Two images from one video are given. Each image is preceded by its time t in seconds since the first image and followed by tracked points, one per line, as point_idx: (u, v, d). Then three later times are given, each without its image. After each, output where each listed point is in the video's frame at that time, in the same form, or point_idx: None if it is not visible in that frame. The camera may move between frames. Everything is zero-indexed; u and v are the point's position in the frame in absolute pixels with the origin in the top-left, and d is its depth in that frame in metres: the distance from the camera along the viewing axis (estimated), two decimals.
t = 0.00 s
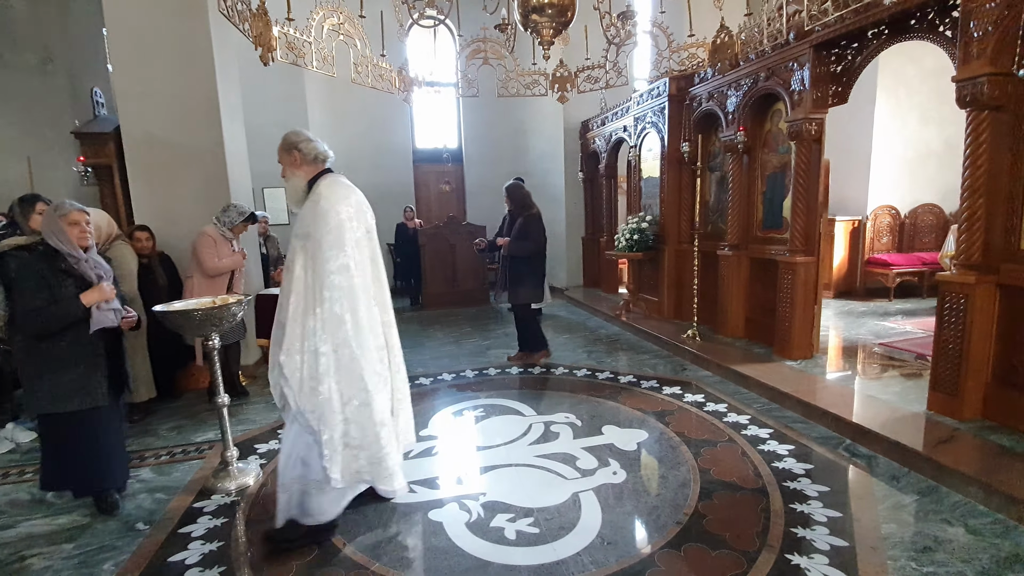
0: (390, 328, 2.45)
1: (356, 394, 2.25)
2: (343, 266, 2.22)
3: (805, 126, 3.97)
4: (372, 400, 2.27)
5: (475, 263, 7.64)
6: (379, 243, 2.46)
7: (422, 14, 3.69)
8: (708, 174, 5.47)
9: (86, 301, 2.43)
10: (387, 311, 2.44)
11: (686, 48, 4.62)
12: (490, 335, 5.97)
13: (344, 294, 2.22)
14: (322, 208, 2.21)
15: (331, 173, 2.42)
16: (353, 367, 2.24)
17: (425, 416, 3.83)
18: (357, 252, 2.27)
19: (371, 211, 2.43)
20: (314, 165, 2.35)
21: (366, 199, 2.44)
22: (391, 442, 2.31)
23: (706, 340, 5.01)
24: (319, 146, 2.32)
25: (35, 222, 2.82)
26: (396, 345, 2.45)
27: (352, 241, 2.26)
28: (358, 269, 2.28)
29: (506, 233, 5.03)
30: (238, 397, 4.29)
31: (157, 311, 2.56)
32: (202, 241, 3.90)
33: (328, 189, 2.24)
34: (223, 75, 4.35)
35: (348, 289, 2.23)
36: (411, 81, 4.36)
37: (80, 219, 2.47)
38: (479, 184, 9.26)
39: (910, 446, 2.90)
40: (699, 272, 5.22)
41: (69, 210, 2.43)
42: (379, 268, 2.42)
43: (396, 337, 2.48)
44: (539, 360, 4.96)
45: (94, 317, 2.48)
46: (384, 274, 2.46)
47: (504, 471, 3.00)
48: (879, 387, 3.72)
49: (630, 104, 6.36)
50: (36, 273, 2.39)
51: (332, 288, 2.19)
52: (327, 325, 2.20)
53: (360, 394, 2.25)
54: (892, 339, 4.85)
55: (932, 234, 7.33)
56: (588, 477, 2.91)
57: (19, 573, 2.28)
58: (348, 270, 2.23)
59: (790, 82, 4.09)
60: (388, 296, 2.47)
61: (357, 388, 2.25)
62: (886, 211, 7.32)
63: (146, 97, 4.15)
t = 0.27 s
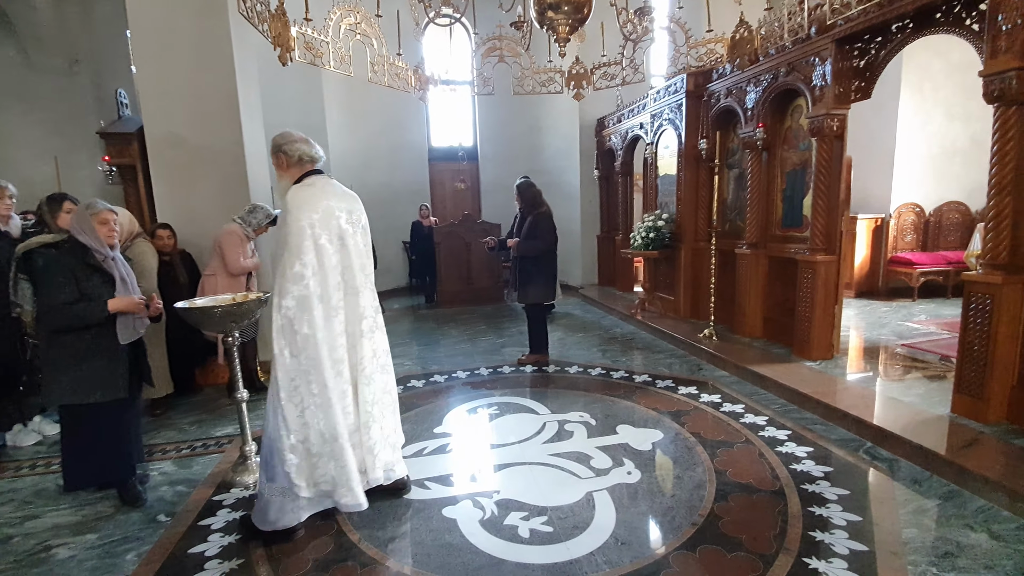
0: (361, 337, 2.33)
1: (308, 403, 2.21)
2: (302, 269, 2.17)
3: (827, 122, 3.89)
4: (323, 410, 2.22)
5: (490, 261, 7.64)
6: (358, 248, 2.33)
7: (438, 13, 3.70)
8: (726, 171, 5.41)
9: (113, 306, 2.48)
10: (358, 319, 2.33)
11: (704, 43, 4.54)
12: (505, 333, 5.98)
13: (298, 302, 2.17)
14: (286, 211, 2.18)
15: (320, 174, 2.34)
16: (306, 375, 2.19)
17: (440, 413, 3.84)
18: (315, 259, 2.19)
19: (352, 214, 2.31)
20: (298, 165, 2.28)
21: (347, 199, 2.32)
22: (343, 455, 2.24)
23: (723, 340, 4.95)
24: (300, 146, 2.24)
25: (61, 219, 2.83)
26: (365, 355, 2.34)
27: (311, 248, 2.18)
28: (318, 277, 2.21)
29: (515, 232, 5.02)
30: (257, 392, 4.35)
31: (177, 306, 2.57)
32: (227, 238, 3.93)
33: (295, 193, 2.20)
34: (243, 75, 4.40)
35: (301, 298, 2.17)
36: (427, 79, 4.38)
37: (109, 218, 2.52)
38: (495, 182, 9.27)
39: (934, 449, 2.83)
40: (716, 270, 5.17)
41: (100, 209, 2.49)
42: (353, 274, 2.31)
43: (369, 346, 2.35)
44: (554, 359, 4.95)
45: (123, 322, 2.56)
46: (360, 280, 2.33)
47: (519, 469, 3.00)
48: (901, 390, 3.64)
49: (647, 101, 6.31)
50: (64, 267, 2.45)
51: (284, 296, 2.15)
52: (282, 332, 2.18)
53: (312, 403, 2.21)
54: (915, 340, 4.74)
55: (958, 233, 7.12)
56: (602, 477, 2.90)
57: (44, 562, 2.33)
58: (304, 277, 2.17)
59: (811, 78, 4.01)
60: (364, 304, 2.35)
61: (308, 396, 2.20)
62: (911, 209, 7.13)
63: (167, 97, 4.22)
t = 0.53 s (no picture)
0: (309, 346, 2.21)
1: (242, 413, 2.11)
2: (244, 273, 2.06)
3: (830, 122, 3.88)
4: (256, 422, 2.11)
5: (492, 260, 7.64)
6: (308, 253, 2.20)
7: (441, 12, 3.70)
8: (728, 171, 5.39)
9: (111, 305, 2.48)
10: (306, 327, 2.20)
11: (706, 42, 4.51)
12: (506, 332, 5.97)
13: (233, 308, 2.05)
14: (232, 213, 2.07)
15: (286, 170, 2.25)
16: (239, 385, 2.09)
17: (441, 413, 3.83)
18: (254, 263, 2.08)
19: (304, 217, 2.19)
20: (263, 161, 2.21)
21: (303, 199, 2.21)
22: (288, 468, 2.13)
23: (725, 340, 4.94)
24: (261, 141, 2.15)
25: (65, 217, 2.88)
26: (311, 366, 2.22)
27: (250, 251, 2.07)
28: (259, 283, 2.10)
29: (514, 233, 5.00)
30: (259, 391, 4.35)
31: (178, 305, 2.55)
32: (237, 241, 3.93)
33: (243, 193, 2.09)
34: (245, 73, 4.40)
35: (237, 304, 2.05)
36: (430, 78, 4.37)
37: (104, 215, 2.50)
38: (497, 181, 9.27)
39: (937, 451, 2.82)
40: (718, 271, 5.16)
41: (96, 207, 2.48)
42: (302, 279, 2.18)
43: (317, 356, 2.24)
44: (556, 358, 4.94)
45: (123, 322, 2.57)
46: (309, 286, 2.21)
47: (521, 469, 3.00)
48: (904, 391, 3.63)
49: (649, 101, 6.30)
50: (65, 267, 2.44)
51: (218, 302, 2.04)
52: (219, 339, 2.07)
53: (251, 415, 2.09)
54: (918, 341, 4.73)
55: (962, 233, 7.15)
56: (604, 477, 2.89)
57: (47, 559, 2.34)
58: (240, 281, 2.06)
59: (815, 77, 4.00)
60: (313, 311, 2.22)
61: (242, 407, 2.10)
62: (914, 209, 7.15)
63: (169, 96, 4.22)
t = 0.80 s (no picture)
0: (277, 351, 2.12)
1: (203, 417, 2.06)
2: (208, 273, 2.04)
3: (833, 122, 3.86)
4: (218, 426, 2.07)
5: (494, 260, 7.64)
6: (282, 254, 2.15)
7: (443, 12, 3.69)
8: (731, 171, 5.38)
9: (115, 304, 2.46)
10: (273, 331, 2.12)
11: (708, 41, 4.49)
12: (508, 331, 5.97)
13: (202, 311, 2.05)
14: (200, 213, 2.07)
15: (254, 169, 2.19)
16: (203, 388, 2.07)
17: (442, 412, 3.83)
18: (224, 266, 2.06)
19: (274, 215, 2.15)
20: (230, 160, 2.16)
21: (273, 197, 2.16)
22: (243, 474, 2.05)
23: (727, 340, 4.92)
24: (225, 140, 2.09)
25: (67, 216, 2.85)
26: (275, 372, 2.12)
27: (221, 254, 2.05)
28: (227, 283, 2.07)
29: (514, 233, 4.99)
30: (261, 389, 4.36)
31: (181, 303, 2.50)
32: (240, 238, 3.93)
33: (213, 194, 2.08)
34: (247, 73, 4.41)
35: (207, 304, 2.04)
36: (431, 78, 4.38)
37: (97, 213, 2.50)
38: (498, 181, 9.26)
39: (939, 452, 2.81)
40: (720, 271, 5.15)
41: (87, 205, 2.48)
42: (273, 281, 2.13)
43: (284, 362, 2.14)
44: (558, 358, 4.94)
45: (124, 320, 2.56)
46: (282, 288, 2.15)
47: (522, 469, 2.99)
48: (907, 391, 3.62)
49: (652, 100, 6.28)
50: (65, 269, 2.42)
51: (187, 303, 2.05)
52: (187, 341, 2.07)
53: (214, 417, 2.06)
54: (921, 341, 4.72)
55: (965, 233, 7.15)
56: (605, 477, 2.89)
57: (49, 557, 2.34)
58: (210, 283, 2.04)
59: (818, 77, 3.99)
60: (283, 314, 2.14)
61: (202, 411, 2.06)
62: (918, 209, 7.15)
63: (171, 95, 4.21)
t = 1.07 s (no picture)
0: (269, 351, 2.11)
1: (205, 415, 2.09)
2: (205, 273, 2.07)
3: (843, 120, 3.83)
4: (218, 425, 2.09)
5: (500, 259, 7.64)
6: (277, 253, 2.15)
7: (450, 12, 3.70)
8: (739, 170, 5.35)
9: (128, 304, 2.49)
10: (266, 330, 2.11)
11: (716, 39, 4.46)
12: (515, 331, 5.97)
13: (203, 311, 2.08)
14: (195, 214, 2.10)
15: (242, 168, 2.20)
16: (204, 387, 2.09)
17: (449, 412, 3.84)
18: (223, 265, 2.08)
19: (268, 213, 2.15)
20: (219, 162, 2.18)
21: (267, 196, 2.16)
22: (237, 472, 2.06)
23: (735, 340, 4.90)
24: (211, 142, 2.11)
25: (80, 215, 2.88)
26: (265, 371, 2.09)
27: (219, 253, 2.07)
28: (224, 282, 2.09)
29: (520, 234, 4.99)
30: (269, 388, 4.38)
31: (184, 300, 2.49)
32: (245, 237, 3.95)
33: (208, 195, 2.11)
34: (255, 73, 4.44)
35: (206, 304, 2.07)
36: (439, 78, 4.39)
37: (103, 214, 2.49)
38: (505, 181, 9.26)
39: (950, 454, 2.78)
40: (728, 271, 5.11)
41: (93, 207, 2.46)
42: (268, 280, 2.12)
43: (274, 362, 2.11)
44: (565, 358, 4.93)
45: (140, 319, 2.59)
46: (277, 287, 2.14)
47: (529, 468, 2.99)
48: (918, 392, 3.58)
49: (659, 99, 6.26)
50: (74, 270, 2.44)
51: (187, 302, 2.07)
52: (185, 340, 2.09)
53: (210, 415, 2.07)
54: (933, 342, 4.67)
55: (977, 233, 7.04)
56: (612, 477, 2.88)
57: (61, 554, 2.36)
58: (209, 282, 2.07)
59: (828, 74, 3.95)
60: (277, 313, 2.14)
61: (203, 410, 2.09)
62: (928, 208, 7.06)
63: (181, 96, 4.24)
